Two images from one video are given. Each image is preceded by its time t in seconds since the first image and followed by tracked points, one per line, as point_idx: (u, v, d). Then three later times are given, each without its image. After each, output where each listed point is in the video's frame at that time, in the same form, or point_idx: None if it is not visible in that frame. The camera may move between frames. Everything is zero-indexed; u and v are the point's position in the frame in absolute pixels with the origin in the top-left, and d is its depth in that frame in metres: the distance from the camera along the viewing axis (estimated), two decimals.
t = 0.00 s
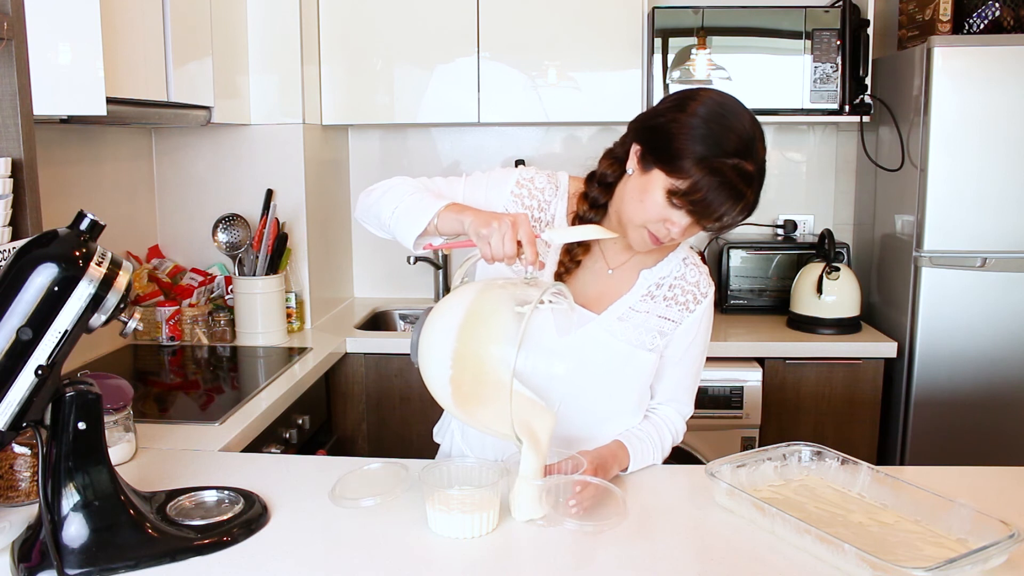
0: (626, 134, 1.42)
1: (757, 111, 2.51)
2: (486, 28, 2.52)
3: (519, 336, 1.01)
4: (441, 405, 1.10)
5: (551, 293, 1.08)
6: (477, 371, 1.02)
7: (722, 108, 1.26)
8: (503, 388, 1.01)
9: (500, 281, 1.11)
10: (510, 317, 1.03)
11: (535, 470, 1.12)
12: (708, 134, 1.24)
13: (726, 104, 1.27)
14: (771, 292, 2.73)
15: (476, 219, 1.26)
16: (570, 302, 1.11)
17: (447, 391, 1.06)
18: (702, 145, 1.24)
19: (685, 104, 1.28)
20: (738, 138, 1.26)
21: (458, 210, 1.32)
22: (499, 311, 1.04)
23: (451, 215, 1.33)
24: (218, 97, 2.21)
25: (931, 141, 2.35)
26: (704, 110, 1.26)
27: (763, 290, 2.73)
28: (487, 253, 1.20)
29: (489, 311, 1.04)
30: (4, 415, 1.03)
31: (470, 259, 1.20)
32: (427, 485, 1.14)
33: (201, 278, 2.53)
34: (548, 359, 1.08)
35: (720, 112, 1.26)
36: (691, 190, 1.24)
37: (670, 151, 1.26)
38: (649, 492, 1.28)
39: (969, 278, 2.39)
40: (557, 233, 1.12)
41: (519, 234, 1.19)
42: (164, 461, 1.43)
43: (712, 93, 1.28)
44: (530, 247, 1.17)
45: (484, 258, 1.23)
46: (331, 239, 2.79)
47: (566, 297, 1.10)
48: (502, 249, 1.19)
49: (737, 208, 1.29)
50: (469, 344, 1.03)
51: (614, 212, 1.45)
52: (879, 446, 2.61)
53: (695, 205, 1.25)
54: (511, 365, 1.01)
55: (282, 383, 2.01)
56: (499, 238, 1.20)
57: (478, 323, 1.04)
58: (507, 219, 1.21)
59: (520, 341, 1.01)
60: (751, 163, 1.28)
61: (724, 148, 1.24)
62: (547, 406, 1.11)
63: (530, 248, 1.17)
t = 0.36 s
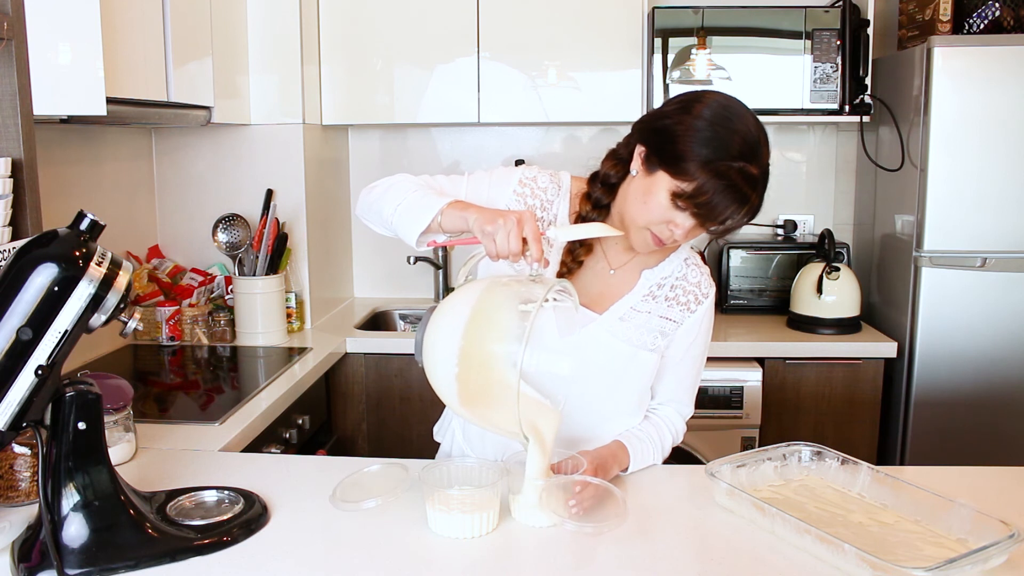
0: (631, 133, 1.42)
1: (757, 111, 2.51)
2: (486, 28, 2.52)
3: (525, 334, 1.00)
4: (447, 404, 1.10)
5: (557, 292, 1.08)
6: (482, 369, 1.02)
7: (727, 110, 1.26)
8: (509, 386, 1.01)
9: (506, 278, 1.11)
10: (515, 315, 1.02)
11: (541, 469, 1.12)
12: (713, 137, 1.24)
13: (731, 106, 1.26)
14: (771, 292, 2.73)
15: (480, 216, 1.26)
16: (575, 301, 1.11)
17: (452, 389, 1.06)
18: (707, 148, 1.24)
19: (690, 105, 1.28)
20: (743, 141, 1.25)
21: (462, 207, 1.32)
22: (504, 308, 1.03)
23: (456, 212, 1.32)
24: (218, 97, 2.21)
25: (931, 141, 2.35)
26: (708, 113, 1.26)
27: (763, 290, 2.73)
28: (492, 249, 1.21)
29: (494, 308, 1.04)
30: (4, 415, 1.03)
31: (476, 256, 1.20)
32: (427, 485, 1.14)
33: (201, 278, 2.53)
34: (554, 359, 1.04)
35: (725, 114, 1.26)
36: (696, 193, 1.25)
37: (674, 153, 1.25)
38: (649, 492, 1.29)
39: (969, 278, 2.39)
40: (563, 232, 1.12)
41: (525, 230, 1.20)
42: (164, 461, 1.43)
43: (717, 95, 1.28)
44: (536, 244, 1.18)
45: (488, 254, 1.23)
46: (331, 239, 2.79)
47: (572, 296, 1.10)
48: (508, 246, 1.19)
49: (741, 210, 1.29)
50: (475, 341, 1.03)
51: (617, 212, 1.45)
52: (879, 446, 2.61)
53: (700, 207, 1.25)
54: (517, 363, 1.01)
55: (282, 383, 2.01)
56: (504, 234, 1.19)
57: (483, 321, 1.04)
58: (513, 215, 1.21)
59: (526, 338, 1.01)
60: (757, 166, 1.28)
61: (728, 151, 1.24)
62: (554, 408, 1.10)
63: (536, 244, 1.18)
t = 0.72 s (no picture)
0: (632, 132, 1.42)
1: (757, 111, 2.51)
2: (486, 28, 2.52)
3: (526, 334, 1.00)
4: (447, 404, 1.10)
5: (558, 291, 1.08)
6: (482, 369, 1.02)
7: (727, 110, 1.26)
8: (508, 386, 1.01)
9: (507, 278, 1.11)
10: (514, 315, 1.02)
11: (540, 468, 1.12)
12: (713, 137, 1.24)
13: (731, 106, 1.26)
14: (771, 292, 2.73)
15: (480, 215, 1.26)
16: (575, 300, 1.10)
17: (452, 389, 1.06)
18: (707, 148, 1.24)
19: (690, 105, 1.28)
20: (744, 141, 1.25)
21: (462, 207, 1.32)
22: (504, 308, 1.03)
23: (456, 213, 1.32)
24: (218, 97, 2.21)
25: (931, 141, 2.35)
26: (709, 113, 1.26)
27: (763, 289, 2.73)
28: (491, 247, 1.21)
29: (495, 308, 1.04)
30: (4, 415, 1.03)
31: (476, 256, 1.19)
32: (427, 485, 1.14)
33: (201, 278, 2.53)
34: (554, 359, 1.05)
35: (725, 114, 1.26)
36: (696, 194, 1.24)
37: (674, 153, 1.26)
38: (649, 492, 1.29)
39: (969, 278, 2.39)
40: (563, 231, 1.11)
41: (525, 230, 1.20)
42: (164, 461, 1.43)
43: (717, 95, 1.28)
44: (536, 244, 1.18)
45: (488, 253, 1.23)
46: (331, 239, 2.79)
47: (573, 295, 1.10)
48: (508, 246, 1.19)
49: (742, 211, 1.29)
50: (475, 341, 1.03)
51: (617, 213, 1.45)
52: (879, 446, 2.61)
53: (701, 207, 1.25)
54: (517, 363, 1.01)
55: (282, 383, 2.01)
56: (505, 233, 1.19)
57: (483, 321, 1.04)
58: (513, 215, 1.21)
59: (527, 339, 1.01)
60: (757, 166, 1.28)
61: (729, 151, 1.24)
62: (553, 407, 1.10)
63: (536, 244, 1.18)
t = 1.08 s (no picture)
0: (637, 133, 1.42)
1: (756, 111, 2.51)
2: (486, 28, 2.52)
3: (529, 334, 1.00)
4: (449, 404, 1.10)
5: (562, 292, 1.08)
6: (485, 370, 1.03)
7: (732, 113, 1.26)
8: (510, 385, 1.01)
9: (511, 278, 1.11)
10: (518, 315, 1.03)
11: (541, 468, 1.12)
12: (718, 141, 1.24)
13: (736, 109, 1.26)
14: (771, 292, 2.73)
15: (487, 213, 1.25)
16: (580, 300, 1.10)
17: (453, 387, 1.06)
18: (711, 152, 1.24)
19: (694, 108, 1.28)
20: (748, 144, 1.25)
21: (468, 205, 1.32)
22: (507, 308, 1.03)
23: (462, 211, 1.32)
24: (218, 97, 2.21)
25: (930, 141, 2.35)
26: (713, 115, 1.26)
27: (763, 289, 2.73)
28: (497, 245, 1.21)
29: (499, 308, 1.04)
30: (4, 415, 1.03)
31: (480, 255, 1.20)
32: (428, 485, 1.14)
33: (201, 278, 2.53)
34: (556, 359, 1.09)
35: (729, 117, 1.26)
36: (700, 197, 1.24)
37: (678, 156, 1.26)
38: (649, 492, 1.29)
39: (969, 278, 2.39)
40: (568, 232, 1.11)
41: (532, 230, 1.20)
42: (164, 462, 1.43)
43: (722, 97, 1.27)
44: (543, 245, 1.19)
45: (492, 252, 1.23)
46: (331, 240, 2.79)
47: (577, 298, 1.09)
48: (514, 245, 1.19)
49: (746, 214, 1.29)
50: (479, 339, 1.03)
51: (621, 214, 1.45)
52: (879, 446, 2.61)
53: (705, 211, 1.25)
54: (519, 363, 1.01)
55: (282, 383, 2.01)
56: (511, 232, 1.20)
57: (487, 321, 1.04)
58: (520, 214, 1.21)
59: (529, 339, 1.01)
60: (762, 170, 1.28)
61: (733, 155, 1.24)
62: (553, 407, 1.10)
63: (543, 245, 1.19)
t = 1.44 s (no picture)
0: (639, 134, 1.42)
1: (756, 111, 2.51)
2: (486, 28, 2.52)
3: (530, 334, 1.00)
4: (449, 403, 1.10)
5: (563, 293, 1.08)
6: (486, 369, 1.03)
7: (735, 115, 1.26)
8: (511, 385, 1.01)
9: (513, 277, 1.11)
10: (519, 315, 1.02)
11: (538, 468, 1.11)
12: (722, 143, 1.24)
13: (739, 111, 1.26)
14: (771, 292, 2.73)
15: (490, 212, 1.26)
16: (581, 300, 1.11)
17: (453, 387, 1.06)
18: (715, 155, 1.24)
19: (697, 110, 1.28)
20: (752, 147, 1.25)
21: (471, 204, 1.32)
22: (509, 308, 1.03)
23: (465, 210, 1.33)
24: (218, 97, 2.21)
25: (931, 141, 2.35)
26: (717, 118, 1.26)
27: (763, 289, 2.73)
28: (501, 242, 1.21)
29: (500, 307, 1.04)
30: (4, 415, 1.03)
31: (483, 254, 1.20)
32: (428, 485, 1.14)
33: (201, 278, 2.53)
34: (555, 360, 1.08)
35: (733, 120, 1.25)
36: (705, 200, 1.24)
37: (682, 159, 1.25)
38: (649, 492, 1.29)
39: (969, 278, 2.39)
40: (571, 233, 1.12)
41: (535, 230, 1.20)
42: (163, 462, 1.43)
43: (725, 99, 1.27)
44: (546, 244, 1.18)
45: (496, 250, 1.23)
46: (331, 240, 2.79)
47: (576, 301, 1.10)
48: (517, 245, 1.19)
49: (749, 217, 1.30)
50: (479, 339, 1.03)
51: (623, 216, 1.45)
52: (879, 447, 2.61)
53: (710, 214, 1.25)
54: (519, 363, 1.01)
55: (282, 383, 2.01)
56: (514, 232, 1.20)
57: (487, 321, 1.04)
58: (524, 213, 1.21)
59: (530, 339, 1.01)
60: (765, 172, 1.28)
61: (737, 157, 1.24)
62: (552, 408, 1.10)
63: (546, 244, 1.18)
